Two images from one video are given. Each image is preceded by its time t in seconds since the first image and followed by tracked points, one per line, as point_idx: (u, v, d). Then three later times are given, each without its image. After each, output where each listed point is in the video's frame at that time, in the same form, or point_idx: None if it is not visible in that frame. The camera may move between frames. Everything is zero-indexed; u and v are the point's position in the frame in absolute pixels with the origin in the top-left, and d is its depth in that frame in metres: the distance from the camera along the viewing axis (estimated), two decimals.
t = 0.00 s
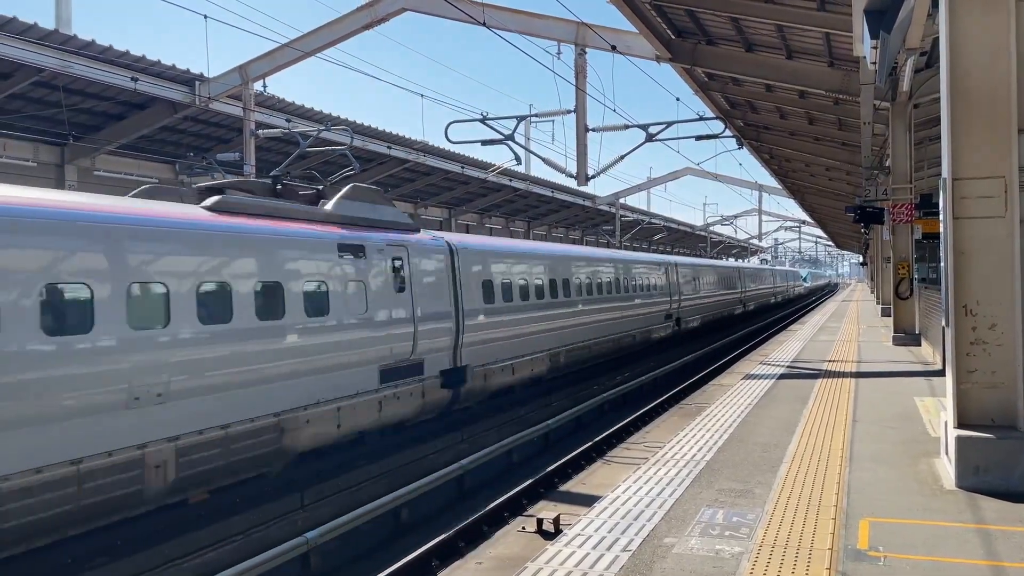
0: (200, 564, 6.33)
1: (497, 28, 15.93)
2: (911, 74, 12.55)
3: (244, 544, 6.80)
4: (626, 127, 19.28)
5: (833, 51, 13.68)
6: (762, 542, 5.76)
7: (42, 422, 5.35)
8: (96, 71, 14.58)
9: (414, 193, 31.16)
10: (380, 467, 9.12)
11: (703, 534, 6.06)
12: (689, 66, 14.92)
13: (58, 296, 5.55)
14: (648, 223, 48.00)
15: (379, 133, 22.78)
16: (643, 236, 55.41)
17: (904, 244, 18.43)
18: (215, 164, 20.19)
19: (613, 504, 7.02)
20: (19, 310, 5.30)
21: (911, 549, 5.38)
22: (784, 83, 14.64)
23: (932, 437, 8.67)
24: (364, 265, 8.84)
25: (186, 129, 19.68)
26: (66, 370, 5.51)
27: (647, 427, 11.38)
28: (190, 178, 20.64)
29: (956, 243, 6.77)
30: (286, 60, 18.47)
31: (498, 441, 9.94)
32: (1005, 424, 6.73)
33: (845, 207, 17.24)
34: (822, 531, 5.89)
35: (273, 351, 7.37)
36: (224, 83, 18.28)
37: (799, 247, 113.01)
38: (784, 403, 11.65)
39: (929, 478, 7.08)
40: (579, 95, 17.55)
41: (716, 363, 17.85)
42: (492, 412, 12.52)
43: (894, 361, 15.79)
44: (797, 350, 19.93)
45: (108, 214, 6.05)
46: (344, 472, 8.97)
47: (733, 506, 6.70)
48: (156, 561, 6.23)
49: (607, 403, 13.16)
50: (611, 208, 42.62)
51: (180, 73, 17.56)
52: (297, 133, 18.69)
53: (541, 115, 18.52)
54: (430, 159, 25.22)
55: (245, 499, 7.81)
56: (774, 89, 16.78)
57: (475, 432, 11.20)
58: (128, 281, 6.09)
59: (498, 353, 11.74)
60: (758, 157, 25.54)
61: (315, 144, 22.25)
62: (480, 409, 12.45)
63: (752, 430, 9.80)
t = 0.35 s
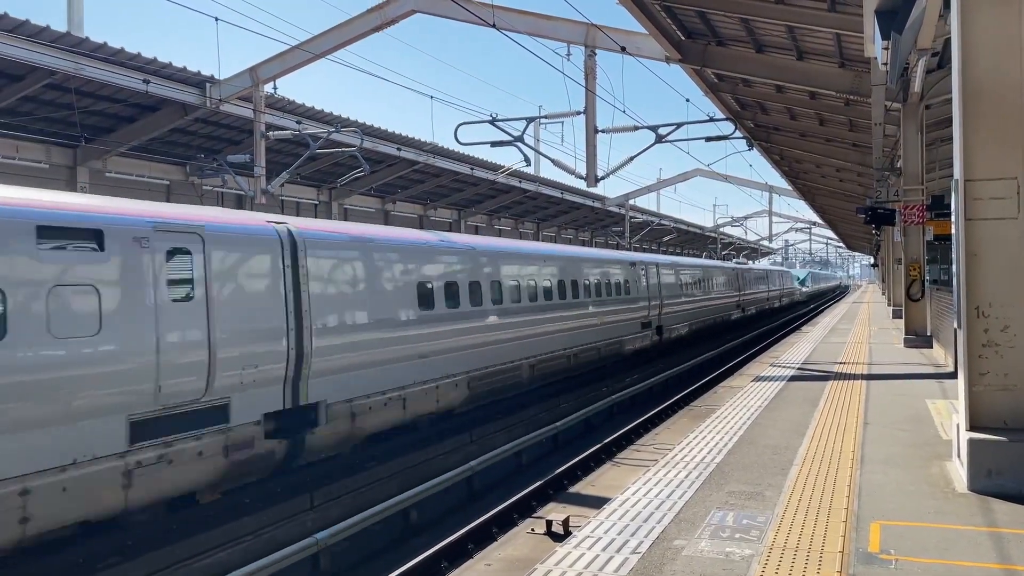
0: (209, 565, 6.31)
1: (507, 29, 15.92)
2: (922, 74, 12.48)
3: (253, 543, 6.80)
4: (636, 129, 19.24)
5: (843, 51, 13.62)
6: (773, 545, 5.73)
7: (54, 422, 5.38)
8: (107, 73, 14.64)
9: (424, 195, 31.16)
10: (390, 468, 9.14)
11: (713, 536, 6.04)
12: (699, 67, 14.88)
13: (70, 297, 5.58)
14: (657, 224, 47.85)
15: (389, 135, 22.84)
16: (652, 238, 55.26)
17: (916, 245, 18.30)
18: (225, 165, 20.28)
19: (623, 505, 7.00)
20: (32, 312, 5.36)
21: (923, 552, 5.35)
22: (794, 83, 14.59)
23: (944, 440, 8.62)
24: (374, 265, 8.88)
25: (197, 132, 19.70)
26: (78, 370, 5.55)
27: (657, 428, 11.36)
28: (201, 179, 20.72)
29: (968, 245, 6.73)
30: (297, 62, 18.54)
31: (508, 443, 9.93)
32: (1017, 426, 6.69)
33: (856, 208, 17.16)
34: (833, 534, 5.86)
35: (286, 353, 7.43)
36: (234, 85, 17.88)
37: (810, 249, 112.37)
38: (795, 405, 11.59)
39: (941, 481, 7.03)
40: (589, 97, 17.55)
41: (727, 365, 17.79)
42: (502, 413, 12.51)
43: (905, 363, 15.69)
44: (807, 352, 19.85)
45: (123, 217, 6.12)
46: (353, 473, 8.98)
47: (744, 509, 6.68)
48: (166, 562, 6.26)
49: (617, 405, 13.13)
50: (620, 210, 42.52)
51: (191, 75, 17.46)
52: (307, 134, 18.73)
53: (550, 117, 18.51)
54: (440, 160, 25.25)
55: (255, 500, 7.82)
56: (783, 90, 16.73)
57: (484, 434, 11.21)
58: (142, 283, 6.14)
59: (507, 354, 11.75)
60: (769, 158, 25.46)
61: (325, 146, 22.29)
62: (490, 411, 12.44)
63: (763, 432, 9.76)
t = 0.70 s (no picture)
0: (216, 566, 6.34)
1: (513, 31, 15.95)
2: (929, 76, 12.44)
3: (259, 545, 6.82)
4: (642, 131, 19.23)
5: (850, 52, 13.58)
6: (779, 547, 5.73)
7: (60, 424, 5.41)
8: (115, 76, 14.72)
9: (430, 197, 31.18)
10: (397, 469, 9.15)
11: (718, 538, 6.04)
12: (705, 69, 14.88)
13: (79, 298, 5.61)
14: (664, 226, 47.77)
15: (395, 136, 22.89)
16: (659, 239, 55.16)
17: (923, 247, 18.22)
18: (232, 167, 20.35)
19: (629, 507, 7.00)
20: (48, 303, 5.38)
21: (929, 554, 5.33)
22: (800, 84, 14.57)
23: (951, 442, 8.59)
24: (379, 267, 8.90)
25: (204, 134, 19.76)
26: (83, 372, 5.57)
27: (663, 430, 11.34)
28: (208, 181, 20.79)
29: (976, 247, 6.71)
30: (303, 64, 18.63)
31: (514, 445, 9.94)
32: None
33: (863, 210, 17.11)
34: (839, 536, 5.85)
35: (291, 356, 7.46)
36: (241, 88, 17.94)
37: (816, 251, 112.04)
38: (802, 407, 11.57)
39: (948, 483, 7.01)
40: (595, 99, 17.55)
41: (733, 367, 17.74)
42: (508, 415, 12.52)
43: (912, 366, 15.65)
44: (814, 354, 19.80)
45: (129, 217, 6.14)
46: (360, 474, 8.99)
47: (750, 511, 6.68)
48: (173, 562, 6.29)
49: (623, 407, 13.12)
50: (626, 211, 42.46)
51: (198, 78, 17.54)
52: (313, 136, 18.77)
53: (556, 119, 18.52)
54: (446, 162, 25.29)
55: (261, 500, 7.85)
56: (789, 91, 16.71)
57: (490, 435, 11.21)
58: (148, 283, 6.16)
59: (514, 355, 11.76)
60: (775, 160, 25.41)
61: (332, 148, 22.35)
62: (496, 412, 12.44)
63: (769, 434, 9.74)
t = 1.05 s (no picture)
0: (220, 568, 6.34)
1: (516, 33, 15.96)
2: (932, 78, 12.43)
3: (262, 546, 6.82)
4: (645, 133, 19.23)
5: (853, 54, 13.57)
6: (782, 550, 5.72)
7: (66, 424, 5.44)
8: (120, 78, 14.76)
9: (433, 199, 31.19)
10: (401, 471, 9.15)
11: (722, 541, 6.03)
12: (708, 71, 14.88)
13: (82, 301, 5.66)
14: (667, 228, 47.75)
15: (398, 139, 22.93)
16: (662, 241, 55.11)
17: (927, 249, 18.19)
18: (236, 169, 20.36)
19: (632, 510, 6.98)
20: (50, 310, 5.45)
21: (934, 557, 5.32)
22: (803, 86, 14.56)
23: (956, 444, 8.57)
24: (382, 270, 8.93)
25: (209, 136, 19.79)
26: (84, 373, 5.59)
27: (667, 433, 11.33)
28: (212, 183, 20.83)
29: (980, 249, 6.69)
30: (306, 67, 18.67)
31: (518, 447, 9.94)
32: None
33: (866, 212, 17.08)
34: (842, 539, 5.84)
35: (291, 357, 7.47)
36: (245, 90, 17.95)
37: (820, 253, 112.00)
38: (805, 409, 11.56)
39: (952, 486, 6.99)
40: (598, 101, 17.56)
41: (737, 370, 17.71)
42: (511, 417, 12.51)
43: (916, 367, 15.62)
44: (818, 355, 19.78)
45: (134, 220, 6.18)
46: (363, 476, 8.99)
47: (753, 513, 6.67)
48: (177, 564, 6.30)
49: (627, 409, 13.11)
50: (629, 213, 42.42)
51: (202, 80, 17.58)
52: (317, 139, 18.80)
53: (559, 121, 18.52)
54: (449, 164, 25.33)
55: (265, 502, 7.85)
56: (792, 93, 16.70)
57: (493, 437, 11.21)
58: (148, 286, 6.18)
59: (517, 357, 11.76)
60: (778, 162, 25.40)
61: (335, 150, 22.39)
62: (500, 414, 12.43)
63: (773, 436, 9.73)
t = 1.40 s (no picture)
0: (223, 569, 6.34)
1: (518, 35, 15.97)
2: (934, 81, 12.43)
3: (264, 548, 6.83)
4: (646, 135, 19.21)
5: (856, 56, 13.58)
6: (785, 552, 5.71)
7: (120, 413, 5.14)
8: (123, 80, 14.81)
9: (435, 201, 31.18)
10: (402, 473, 9.13)
11: (724, 543, 6.03)
12: (710, 73, 14.87)
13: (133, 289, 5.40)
14: (669, 229, 47.71)
15: (401, 141, 22.97)
16: (665, 243, 55.05)
17: (930, 252, 18.14)
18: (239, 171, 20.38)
19: (634, 512, 6.99)
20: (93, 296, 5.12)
21: (937, 560, 5.31)
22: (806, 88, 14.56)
23: (958, 446, 8.55)
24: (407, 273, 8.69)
25: (212, 138, 19.79)
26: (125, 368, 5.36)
27: (669, 435, 11.32)
28: (215, 185, 20.86)
29: (982, 252, 6.68)
30: (309, 69, 18.46)
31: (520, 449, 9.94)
32: None
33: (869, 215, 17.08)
34: (845, 541, 5.83)
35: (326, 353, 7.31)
36: (247, 93, 17.94)
37: (823, 255, 111.85)
38: (808, 411, 11.55)
39: (955, 488, 6.99)
40: (600, 103, 17.56)
41: (740, 372, 17.70)
42: (513, 419, 12.51)
43: (918, 370, 15.62)
44: (820, 358, 19.74)
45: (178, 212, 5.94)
46: (368, 477, 9.00)
47: (755, 515, 6.66)
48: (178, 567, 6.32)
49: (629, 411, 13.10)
50: (631, 215, 42.36)
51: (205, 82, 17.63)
52: (319, 141, 18.80)
53: (561, 122, 18.52)
54: (451, 167, 25.35)
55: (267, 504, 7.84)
56: (795, 95, 16.71)
57: (495, 439, 11.22)
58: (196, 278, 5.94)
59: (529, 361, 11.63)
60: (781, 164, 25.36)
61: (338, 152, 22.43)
62: (502, 417, 12.43)
63: (774, 438, 9.73)
